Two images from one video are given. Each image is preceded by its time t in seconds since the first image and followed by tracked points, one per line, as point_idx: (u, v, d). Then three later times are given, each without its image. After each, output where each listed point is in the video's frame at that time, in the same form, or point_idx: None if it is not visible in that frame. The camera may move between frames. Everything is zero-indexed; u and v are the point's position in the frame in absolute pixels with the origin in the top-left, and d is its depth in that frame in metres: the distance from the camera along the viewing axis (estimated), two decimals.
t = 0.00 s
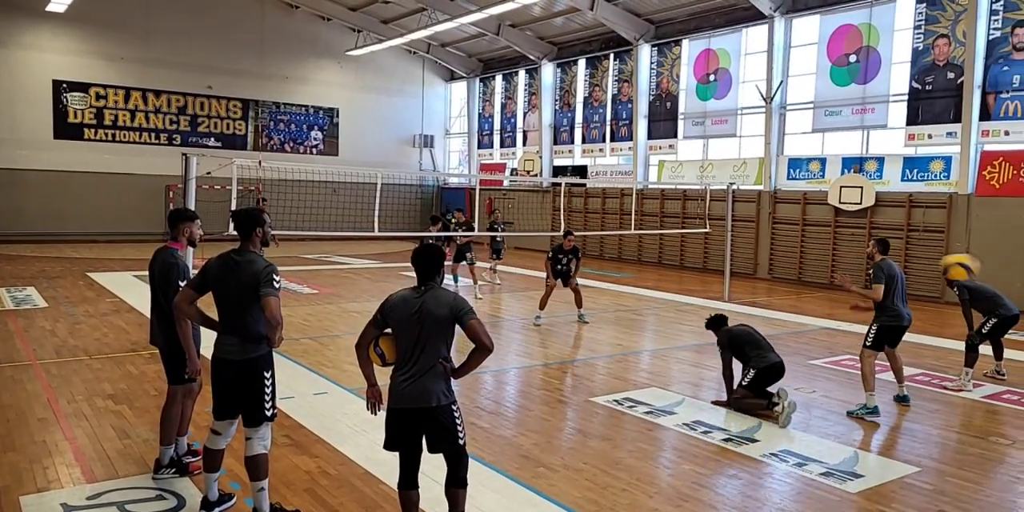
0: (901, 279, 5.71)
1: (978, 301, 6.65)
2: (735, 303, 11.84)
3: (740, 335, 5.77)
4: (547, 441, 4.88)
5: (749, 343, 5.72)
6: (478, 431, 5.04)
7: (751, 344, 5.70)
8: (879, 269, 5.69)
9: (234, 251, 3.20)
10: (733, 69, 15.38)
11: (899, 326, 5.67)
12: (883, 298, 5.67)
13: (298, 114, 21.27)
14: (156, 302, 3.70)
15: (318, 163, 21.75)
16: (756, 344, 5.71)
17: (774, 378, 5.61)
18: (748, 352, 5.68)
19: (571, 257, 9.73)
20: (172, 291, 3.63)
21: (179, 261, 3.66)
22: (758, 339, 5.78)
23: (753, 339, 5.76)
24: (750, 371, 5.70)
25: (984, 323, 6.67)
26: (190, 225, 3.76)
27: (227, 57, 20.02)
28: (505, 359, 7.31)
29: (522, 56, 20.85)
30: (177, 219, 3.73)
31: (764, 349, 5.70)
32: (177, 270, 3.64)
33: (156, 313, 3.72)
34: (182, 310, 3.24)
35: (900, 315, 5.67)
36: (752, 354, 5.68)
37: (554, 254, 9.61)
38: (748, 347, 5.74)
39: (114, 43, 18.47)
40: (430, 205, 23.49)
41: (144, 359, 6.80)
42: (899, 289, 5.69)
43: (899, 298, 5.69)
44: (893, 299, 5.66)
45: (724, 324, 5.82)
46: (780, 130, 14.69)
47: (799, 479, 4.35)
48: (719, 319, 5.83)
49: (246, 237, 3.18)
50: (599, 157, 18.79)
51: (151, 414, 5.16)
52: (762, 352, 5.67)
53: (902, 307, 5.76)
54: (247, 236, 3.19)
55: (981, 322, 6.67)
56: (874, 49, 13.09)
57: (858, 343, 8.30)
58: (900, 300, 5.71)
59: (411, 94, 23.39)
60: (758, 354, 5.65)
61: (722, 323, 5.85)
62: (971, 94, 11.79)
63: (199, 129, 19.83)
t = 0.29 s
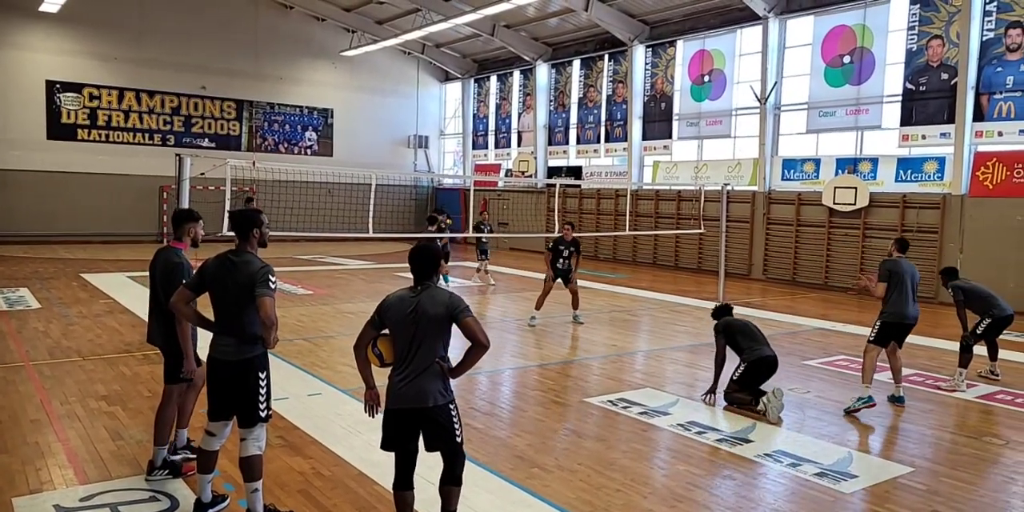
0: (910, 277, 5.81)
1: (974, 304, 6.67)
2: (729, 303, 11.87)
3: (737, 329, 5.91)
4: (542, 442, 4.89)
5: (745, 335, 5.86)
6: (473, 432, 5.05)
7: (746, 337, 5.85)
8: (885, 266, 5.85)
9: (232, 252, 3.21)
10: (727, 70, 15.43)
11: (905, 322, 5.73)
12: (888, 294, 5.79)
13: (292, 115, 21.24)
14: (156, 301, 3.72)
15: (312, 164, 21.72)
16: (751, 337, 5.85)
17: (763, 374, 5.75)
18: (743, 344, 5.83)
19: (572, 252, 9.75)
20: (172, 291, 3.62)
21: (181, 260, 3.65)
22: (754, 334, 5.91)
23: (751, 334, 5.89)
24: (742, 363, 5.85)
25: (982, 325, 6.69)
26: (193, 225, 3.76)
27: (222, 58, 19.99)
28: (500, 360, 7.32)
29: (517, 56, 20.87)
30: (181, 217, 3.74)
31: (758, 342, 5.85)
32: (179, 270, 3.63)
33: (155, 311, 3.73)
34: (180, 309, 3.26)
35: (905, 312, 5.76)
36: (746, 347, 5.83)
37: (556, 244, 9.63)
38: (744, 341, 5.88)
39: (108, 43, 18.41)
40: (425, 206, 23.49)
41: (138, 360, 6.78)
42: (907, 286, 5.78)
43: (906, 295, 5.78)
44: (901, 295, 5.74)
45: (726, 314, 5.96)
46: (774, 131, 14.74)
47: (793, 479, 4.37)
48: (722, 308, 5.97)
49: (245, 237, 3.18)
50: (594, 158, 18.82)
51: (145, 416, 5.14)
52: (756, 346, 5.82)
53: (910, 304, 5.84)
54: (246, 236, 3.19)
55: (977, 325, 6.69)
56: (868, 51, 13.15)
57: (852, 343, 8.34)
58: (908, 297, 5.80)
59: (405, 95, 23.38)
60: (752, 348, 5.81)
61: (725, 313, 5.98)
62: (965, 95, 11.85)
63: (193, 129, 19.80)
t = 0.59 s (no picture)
0: (915, 269, 6.08)
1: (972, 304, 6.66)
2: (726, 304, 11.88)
3: (737, 326, 5.89)
4: (539, 442, 4.89)
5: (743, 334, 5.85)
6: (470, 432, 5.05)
7: (744, 337, 5.84)
8: (886, 259, 6.20)
9: (236, 252, 3.21)
10: (724, 70, 15.44)
11: (911, 313, 6.01)
12: (890, 286, 6.12)
13: (289, 115, 21.21)
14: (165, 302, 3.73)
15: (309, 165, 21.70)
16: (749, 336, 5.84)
17: (754, 376, 5.78)
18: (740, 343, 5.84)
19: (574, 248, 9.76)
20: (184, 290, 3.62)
21: (192, 259, 3.67)
22: (754, 333, 5.88)
23: (750, 333, 5.87)
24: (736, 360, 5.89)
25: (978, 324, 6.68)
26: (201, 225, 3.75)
27: (219, 58, 19.96)
28: (498, 361, 7.31)
29: (514, 57, 20.88)
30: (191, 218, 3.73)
31: (755, 343, 5.84)
32: (189, 269, 3.65)
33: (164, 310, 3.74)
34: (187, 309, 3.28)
35: (910, 303, 6.03)
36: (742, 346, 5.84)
37: (558, 238, 9.65)
38: (741, 340, 5.88)
39: (104, 43, 18.37)
40: (422, 206, 23.49)
41: (134, 361, 6.76)
42: (911, 278, 6.06)
43: (911, 286, 6.06)
44: (904, 287, 6.03)
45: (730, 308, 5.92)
46: (771, 131, 14.77)
47: (790, 479, 4.38)
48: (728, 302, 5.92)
49: (250, 239, 3.17)
50: (591, 158, 18.83)
51: (141, 417, 5.13)
52: (751, 347, 5.83)
53: (918, 296, 6.09)
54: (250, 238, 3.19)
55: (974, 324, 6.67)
56: (865, 52, 13.18)
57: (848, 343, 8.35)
58: (914, 289, 6.07)
59: (402, 95, 23.37)
60: (747, 348, 5.82)
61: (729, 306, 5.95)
62: (961, 96, 11.88)
63: (190, 130, 19.78)
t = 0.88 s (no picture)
0: (915, 270, 6.13)
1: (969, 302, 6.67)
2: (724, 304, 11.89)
3: (738, 319, 5.81)
4: (537, 443, 4.89)
5: (741, 329, 5.83)
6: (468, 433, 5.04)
7: (741, 332, 5.83)
8: (888, 261, 6.32)
9: (262, 257, 3.25)
10: (721, 71, 15.47)
11: (910, 315, 6.08)
12: (890, 288, 6.25)
13: (287, 115, 21.20)
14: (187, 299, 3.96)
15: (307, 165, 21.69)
16: (746, 332, 5.82)
17: (741, 374, 5.85)
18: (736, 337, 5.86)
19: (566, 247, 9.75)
20: (198, 284, 3.86)
21: (205, 254, 3.91)
22: (751, 328, 5.84)
23: (749, 328, 5.83)
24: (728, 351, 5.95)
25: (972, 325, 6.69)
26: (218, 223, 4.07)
27: (216, 59, 19.94)
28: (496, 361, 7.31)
29: (511, 57, 20.90)
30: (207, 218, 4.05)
31: (750, 340, 5.84)
32: (204, 264, 3.87)
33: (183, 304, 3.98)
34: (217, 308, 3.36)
35: (910, 305, 6.09)
36: (736, 340, 5.86)
37: (549, 238, 9.64)
38: (737, 333, 5.85)
39: (101, 43, 18.35)
40: (419, 206, 23.48)
41: (132, 361, 6.76)
42: (910, 279, 6.13)
43: (910, 288, 6.13)
44: (901, 288, 6.12)
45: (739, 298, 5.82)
46: (768, 132, 14.79)
47: (788, 480, 4.38)
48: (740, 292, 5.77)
49: (276, 244, 3.20)
50: (588, 159, 18.84)
51: (139, 417, 5.13)
52: (744, 344, 5.84)
53: (921, 298, 6.12)
54: (277, 242, 3.22)
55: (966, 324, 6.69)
56: (862, 52, 13.20)
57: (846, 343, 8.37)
58: (914, 291, 6.12)
59: (400, 96, 23.37)
60: (738, 344, 5.85)
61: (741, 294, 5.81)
62: (958, 97, 11.89)
63: (187, 130, 19.75)
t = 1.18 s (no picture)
0: (915, 268, 6.18)
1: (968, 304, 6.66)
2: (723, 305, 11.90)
3: (740, 313, 5.76)
4: (537, 443, 4.90)
5: (741, 324, 5.80)
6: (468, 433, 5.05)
7: (740, 327, 5.81)
8: (891, 260, 6.41)
9: (295, 256, 3.41)
10: (720, 72, 15.48)
11: (911, 313, 6.15)
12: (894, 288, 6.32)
13: (286, 116, 21.21)
14: (212, 296, 4.06)
15: (306, 166, 21.69)
16: (744, 327, 5.80)
17: (736, 369, 5.87)
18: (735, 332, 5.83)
19: (555, 247, 9.70)
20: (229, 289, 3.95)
21: (236, 260, 4.02)
22: (752, 323, 5.81)
23: (751, 322, 5.78)
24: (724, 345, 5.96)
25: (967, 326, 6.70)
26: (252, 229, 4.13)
27: (215, 59, 19.95)
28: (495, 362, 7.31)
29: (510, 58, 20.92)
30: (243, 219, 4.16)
31: (746, 336, 5.82)
32: (234, 266, 3.99)
33: (210, 303, 4.08)
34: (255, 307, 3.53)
35: (912, 305, 6.15)
36: (734, 334, 5.84)
37: (536, 237, 9.59)
38: (739, 327, 5.82)
39: (101, 43, 18.36)
40: (419, 207, 23.50)
41: (132, 361, 6.77)
42: (910, 278, 6.19)
43: (911, 286, 6.19)
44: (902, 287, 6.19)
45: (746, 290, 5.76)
46: (768, 132, 14.81)
47: (788, 480, 4.40)
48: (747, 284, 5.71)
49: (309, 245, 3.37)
50: (588, 159, 18.85)
51: (139, 417, 5.14)
52: (741, 340, 5.83)
53: (923, 296, 6.15)
54: (311, 243, 3.40)
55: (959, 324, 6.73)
56: (862, 53, 13.22)
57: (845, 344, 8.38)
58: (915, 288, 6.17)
59: (399, 96, 23.38)
60: (734, 340, 5.84)
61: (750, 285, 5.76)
62: (958, 97, 11.90)
63: (186, 130, 19.76)
